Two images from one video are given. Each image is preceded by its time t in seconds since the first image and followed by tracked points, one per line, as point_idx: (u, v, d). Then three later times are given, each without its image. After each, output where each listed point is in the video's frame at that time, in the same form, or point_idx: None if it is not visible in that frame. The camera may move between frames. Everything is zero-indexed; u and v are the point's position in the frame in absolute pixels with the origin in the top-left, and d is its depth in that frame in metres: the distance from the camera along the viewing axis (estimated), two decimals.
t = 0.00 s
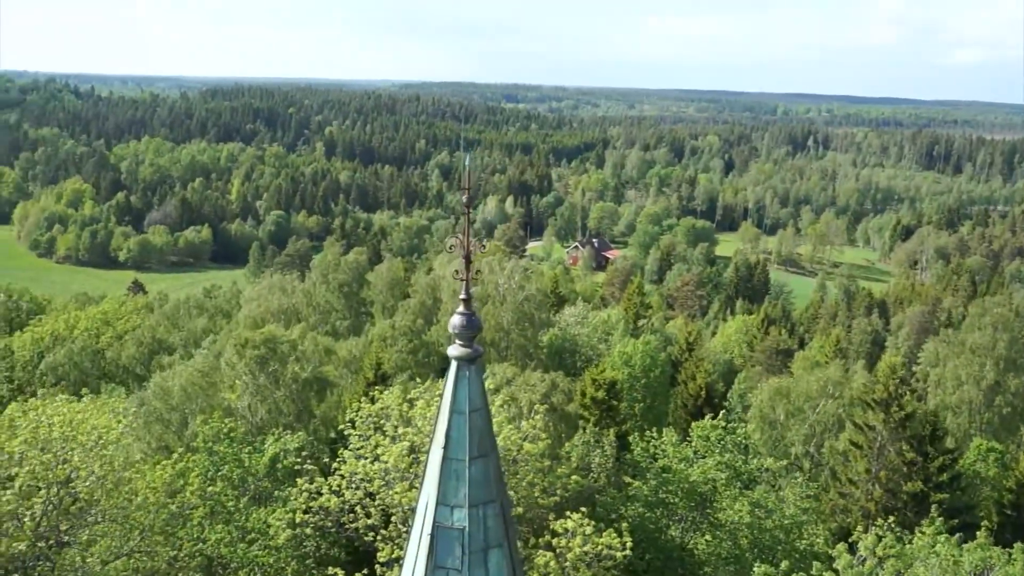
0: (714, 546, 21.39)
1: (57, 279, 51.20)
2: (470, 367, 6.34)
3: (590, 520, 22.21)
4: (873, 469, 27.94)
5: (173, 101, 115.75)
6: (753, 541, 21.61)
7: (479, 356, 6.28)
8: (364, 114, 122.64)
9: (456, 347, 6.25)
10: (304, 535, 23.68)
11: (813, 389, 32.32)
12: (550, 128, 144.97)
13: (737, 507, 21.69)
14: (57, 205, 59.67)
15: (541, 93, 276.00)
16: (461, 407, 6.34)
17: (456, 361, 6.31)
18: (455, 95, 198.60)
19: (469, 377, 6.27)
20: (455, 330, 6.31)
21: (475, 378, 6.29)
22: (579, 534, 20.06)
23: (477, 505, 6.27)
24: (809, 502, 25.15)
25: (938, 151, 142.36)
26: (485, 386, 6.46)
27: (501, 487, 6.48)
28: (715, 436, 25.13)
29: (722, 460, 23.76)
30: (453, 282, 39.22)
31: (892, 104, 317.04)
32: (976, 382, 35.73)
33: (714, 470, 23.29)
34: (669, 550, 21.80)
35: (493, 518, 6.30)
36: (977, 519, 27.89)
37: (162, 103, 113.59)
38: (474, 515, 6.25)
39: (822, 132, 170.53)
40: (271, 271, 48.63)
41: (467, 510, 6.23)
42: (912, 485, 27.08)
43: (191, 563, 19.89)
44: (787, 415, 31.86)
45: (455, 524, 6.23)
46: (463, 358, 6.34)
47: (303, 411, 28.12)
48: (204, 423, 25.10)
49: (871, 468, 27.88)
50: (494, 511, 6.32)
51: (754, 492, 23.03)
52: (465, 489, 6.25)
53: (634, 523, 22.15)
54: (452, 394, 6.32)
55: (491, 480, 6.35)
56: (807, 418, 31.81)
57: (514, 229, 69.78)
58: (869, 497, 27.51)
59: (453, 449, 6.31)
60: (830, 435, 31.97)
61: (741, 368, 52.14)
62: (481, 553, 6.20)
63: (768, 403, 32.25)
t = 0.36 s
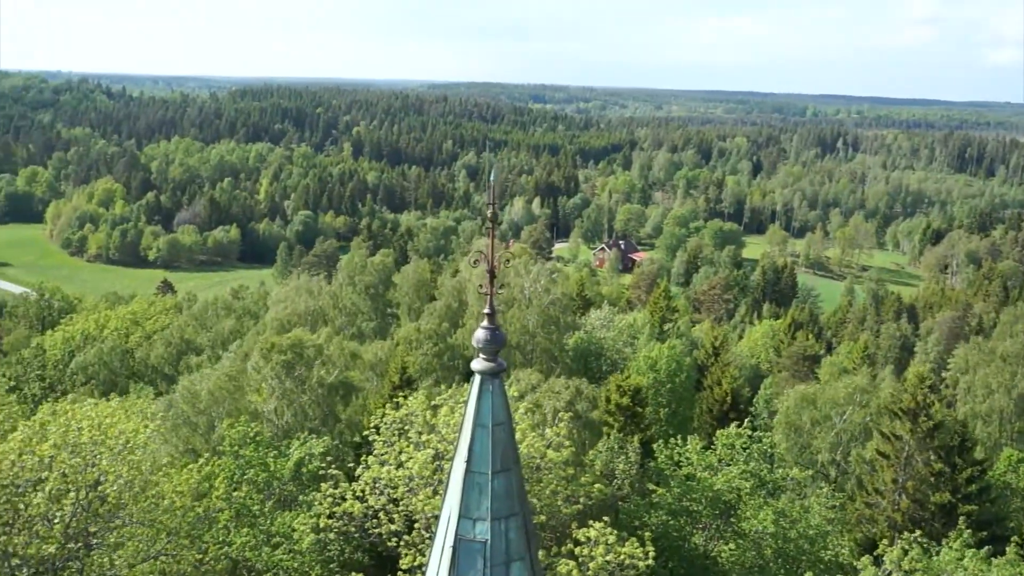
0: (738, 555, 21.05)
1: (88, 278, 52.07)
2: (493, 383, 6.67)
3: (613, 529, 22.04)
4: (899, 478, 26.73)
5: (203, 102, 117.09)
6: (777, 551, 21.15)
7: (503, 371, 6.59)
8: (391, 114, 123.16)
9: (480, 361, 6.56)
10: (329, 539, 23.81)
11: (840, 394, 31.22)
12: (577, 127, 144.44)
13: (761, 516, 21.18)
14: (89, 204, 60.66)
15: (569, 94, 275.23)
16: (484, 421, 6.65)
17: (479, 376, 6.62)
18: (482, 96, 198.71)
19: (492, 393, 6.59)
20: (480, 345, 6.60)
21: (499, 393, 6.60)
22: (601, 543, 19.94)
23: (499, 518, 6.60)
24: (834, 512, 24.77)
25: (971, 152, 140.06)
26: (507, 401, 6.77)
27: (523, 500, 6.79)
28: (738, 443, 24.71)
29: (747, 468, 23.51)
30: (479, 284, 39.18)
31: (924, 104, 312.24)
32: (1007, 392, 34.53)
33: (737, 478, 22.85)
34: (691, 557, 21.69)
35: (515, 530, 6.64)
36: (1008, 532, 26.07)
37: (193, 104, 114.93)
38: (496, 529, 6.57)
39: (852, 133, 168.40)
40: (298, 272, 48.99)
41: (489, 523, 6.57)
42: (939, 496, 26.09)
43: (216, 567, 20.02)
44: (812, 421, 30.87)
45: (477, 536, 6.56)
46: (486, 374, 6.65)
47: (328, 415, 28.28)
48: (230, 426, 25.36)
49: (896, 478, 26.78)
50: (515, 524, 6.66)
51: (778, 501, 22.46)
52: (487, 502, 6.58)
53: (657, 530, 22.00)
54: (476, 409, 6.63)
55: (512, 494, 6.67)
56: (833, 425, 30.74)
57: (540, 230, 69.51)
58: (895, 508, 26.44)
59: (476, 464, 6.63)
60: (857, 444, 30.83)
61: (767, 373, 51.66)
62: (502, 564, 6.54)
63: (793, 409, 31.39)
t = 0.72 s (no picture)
0: (766, 563, 20.60)
1: (122, 278, 52.89)
2: (519, 396, 6.89)
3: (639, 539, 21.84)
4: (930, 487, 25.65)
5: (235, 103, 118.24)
6: (805, 560, 20.71)
7: (528, 385, 6.80)
8: (421, 115, 123.57)
9: (507, 374, 6.78)
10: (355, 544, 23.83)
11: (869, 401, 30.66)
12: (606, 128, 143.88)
13: (789, 524, 20.76)
14: (123, 205, 61.57)
15: (597, 95, 274.29)
16: (511, 434, 6.88)
17: (506, 390, 6.84)
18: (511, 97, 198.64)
19: (518, 406, 6.81)
20: (507, 359, 6.81)
21: (525, 406, 6.81)
22: (628, 552, 19.71)
23: (524, 532, 6.80)
24: (864, 522, 24.25)
25: (1007, 153, 137.62)
26: (533, 415, 6.98)
27: (548, 513, 6.99)
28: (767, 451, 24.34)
29: (776, 476, 23.21)
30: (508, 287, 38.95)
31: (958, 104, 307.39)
32: None
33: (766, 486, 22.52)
34: (718, 565, 21.48)
35: (540, 544, 6.82)
36: None
37: (225, 106, 116.11)
38: (521, 542, 6.77)
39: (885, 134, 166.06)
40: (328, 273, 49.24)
41: (515, 536, 6.77)
42: (971, 506, 24.95)
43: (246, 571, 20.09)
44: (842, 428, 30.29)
45: (502, 549, 6.76)
46: (512, 387, 6.88)
47: (357, 420, 28.21)
48: (260, 431, 25.50)
49: (928, 487, 25.69)
50: (541, 537, 6.84)
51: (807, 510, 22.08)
52: (513, 516, 6.80)
53: (685, 537, 21.79)
54: (503, 422, 6.85)
55: (538, 507, 6.88)
56: (862, 432, 30.12)
57: (569, 231, 69.04)
58: (926, 517, 25.38)
59: (502, 477, 6.84)
60: (886, 451, 29.97)
61: (796, 376, 50.94)
62: None
63: (822, 415, 30.81)
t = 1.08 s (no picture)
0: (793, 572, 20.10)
1: (157, 275, 53.55)
2: (547, 409, 7.09)
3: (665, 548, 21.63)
4: (963, 499, 24.57)
5: (270, 102, 119.26)
6: (833, 571, 20.19)
7: (556, 399, 7.01)
8: (453, 115, 123.75)
9: (535, 389, 6.98)
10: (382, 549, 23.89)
11: (901, 411, 29.79)
12: (639, 128, 143.02)
13: (817, 535, 20.23)
14: (158, 203, 62.31)
15: (630, 95, 272.48)
16: (538, 448, 7.08)
17: (534, 403, 7.05)
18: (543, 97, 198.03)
19: (545, 419, 7.01)
20: (535, 373, 7.01)
21: (551, 420, 7.02)
22: (654, 561, 19.44)
23: (550, 544, 7.01)
24: (896, 534, 23.58)
25: None
26: (560, 427, 7.16)
27: (573, 526, 7.19)
28: (796, 461, 23.88)
29: (805, 486, 22.90)
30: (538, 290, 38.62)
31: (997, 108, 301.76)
32: None
33: (795, 497, 22.05)
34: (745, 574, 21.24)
35: (565, 556, 7.03)
36: None
37: (260, 105, 117.17)
38: (547, 554, 6.98)
39: (922, 137, 163.27)
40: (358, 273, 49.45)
41: (540, 548, 6.97)
42: (1006, 520, 23.46)
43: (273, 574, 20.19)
44: (872, 436, 29.39)
45: (529, 561, 6.99)
46: (541, 401, 7.09)
47: (387, 424, 28.28)
48: (290, 434, 25.60)
49: (960, 499, 24.54)
50: (566, 550, 7.04)
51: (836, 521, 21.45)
52: (540, 528, 7.00)
53: (712, 546, 21.63)
54: (530, 435, 7.05)
55: (564, 519, 7.09)
56: (894, 442, 29.17)
57: (600, 233, 68.51)
58: (958, 530, 24.07)
59: (529, 489, 7.05)
60: (919, 461, 28.94)
61: (829, 381, 49.89)
62: None
63: (853, 424, 30.14)
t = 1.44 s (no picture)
0: None
1: (189, 273, 54.10)
2: (574, 423, 7.13)
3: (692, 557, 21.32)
4: (998, 510, 23.08)
5: (301, 101, 120.08)
6: None
7: (582, 412, 7.04)
8: (482, 114, 123.70)
9: (562, 403, 7.02)
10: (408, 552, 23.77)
11: (933, 418, 28.65)
12: (669, 128, 141.95)
13: (846, 545, 19.91)
14: (190, 201, 62.98)
15: (660, 94, 270.52)
16: (564, 461, 7.12)
17: (561, 417, 7.09)
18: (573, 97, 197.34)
19: (571, 433, 7.06)
20: (561, 387, 7.05)
21: (578, 435, 7.07)
22: (682, 569, 19.02)
23: (575, 557, 7.06)
24: (929, 544, 22.93)
25: None
26: (586, 441, 7.19)
27: (599, 538, 7.24)
28: (826, 469, 23.16)
29: (834, 494, 22.52)
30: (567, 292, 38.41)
31: None
32: None
33: (824, 506, 21.80)
34: None
35: (591, 567, 7.09)
36: None
37: (291, 104, 118.02)
38: (572, 566, 7.05)
39: (959, 137, 160.28)
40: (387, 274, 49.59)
41: (566, 560, 7.04)
42: None
43: None
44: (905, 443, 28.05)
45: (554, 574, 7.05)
46: (567, 415, 7.13)
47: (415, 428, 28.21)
48: (319, 438, 25.65)
49: (995, 510, 23.19)
50: (591, 562, 7.12)
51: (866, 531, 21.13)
52: (565, 541, 7.06)
53: (739, 554, 21.17)
54: (556, 448, 7.10)
55: (589, 532, 7.14)
56: (926, 449, 28.17)
57: (629, 234, 67.87)
58: (992, 541, 22.67)
59: (555, 501, 7.11)
60: (951, 469, 27.79)
61: (860, 386, 48.90)
62: None
63: (883, 430, 28.70)
